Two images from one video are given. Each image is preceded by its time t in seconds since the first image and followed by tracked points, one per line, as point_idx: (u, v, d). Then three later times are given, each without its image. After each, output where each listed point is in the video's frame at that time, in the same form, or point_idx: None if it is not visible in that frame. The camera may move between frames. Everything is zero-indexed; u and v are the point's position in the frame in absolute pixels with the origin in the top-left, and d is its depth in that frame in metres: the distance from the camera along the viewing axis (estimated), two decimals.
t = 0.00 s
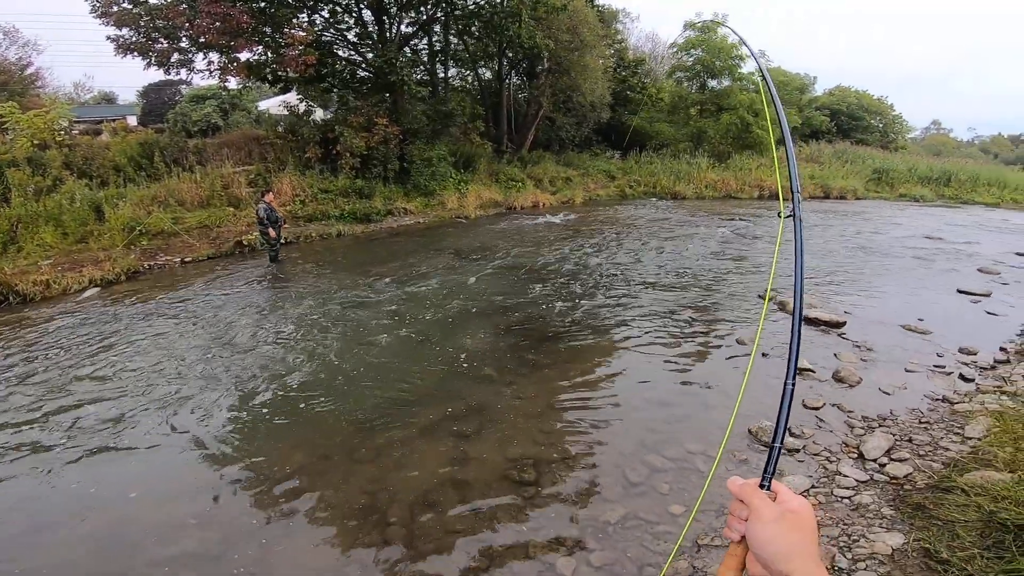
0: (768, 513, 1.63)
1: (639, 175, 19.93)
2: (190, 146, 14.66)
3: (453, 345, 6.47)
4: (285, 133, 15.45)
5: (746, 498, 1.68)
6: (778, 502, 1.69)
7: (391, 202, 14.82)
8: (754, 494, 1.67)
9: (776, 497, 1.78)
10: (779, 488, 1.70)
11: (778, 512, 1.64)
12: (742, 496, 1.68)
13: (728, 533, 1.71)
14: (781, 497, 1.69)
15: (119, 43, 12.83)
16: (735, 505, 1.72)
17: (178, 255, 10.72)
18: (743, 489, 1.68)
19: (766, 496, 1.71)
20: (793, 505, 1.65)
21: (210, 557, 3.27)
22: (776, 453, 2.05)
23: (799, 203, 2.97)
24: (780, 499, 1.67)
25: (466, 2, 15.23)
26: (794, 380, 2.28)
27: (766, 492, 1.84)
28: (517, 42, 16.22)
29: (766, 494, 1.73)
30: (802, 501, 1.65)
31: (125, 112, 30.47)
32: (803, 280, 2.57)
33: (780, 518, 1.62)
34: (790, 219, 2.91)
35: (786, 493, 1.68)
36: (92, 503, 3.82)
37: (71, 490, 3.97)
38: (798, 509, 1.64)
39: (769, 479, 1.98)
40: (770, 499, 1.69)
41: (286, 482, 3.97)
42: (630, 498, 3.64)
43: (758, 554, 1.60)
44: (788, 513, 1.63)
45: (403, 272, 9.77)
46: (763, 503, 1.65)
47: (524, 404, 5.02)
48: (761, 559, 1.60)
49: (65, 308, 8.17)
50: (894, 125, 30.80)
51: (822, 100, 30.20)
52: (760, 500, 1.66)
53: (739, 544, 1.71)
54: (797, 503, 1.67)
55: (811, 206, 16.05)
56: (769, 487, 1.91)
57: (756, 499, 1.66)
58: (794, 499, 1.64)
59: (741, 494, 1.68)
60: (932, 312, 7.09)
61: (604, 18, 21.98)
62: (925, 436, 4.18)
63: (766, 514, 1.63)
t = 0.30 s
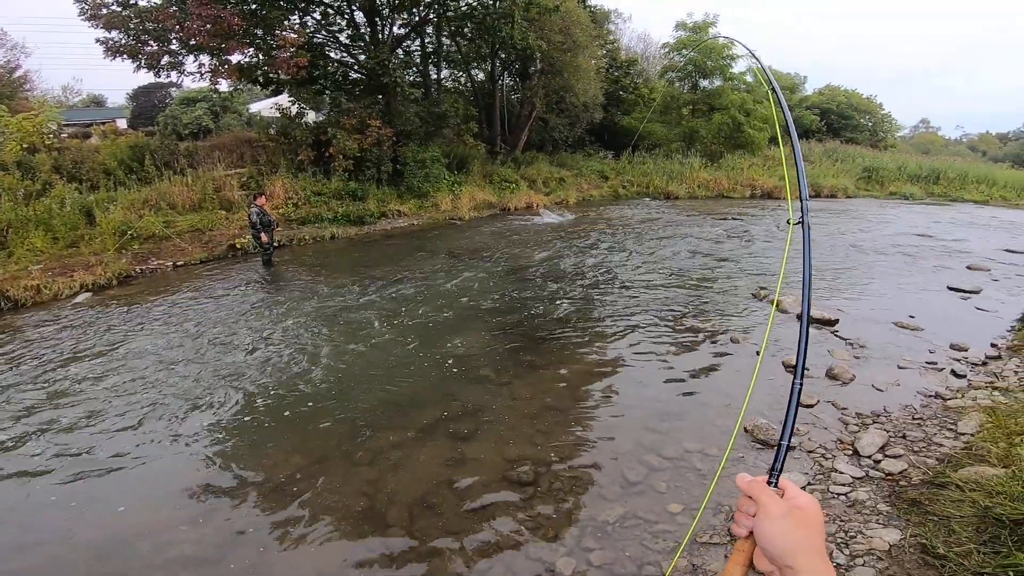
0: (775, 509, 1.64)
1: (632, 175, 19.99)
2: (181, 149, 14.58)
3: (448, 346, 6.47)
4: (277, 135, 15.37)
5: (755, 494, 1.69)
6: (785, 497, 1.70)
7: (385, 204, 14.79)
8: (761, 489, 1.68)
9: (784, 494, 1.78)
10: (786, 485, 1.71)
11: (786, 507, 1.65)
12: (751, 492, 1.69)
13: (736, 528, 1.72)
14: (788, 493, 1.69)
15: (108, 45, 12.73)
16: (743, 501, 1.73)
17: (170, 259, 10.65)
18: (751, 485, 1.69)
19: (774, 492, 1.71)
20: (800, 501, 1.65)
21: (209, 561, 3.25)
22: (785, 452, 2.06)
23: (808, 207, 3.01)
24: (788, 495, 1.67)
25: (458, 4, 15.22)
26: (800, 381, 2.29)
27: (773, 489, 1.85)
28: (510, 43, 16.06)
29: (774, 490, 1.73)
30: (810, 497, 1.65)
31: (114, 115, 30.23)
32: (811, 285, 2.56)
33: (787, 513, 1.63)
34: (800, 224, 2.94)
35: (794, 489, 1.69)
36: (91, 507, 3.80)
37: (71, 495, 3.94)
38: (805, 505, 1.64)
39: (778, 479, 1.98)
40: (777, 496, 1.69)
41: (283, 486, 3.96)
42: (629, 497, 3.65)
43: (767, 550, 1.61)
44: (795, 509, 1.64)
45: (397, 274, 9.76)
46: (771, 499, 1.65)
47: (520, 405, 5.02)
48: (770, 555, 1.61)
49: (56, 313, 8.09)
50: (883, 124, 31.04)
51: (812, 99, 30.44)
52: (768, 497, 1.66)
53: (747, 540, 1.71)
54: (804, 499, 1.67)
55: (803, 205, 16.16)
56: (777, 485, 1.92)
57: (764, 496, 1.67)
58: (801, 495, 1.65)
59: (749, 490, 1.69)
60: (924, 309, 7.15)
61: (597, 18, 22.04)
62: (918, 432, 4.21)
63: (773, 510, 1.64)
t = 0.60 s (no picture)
0: (773, 509, 1.64)
1: (627, 176, 20.04)
2: (174, 152, 14.51)
3: (445, 349, 6.46)
4: (271, 138, 15.32)
5: (753, 494, 1.69)
6: (783, 496, 1.70)
7: (380, 206, 14.77)
8: (759, 490, 1.68)
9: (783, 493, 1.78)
10: (784, 484, 1.71)
11: (784, 507, 1.64)
12: (749, 492, 1.69)
13: (735, 529, 1.72)
14: (786, 492, 1.69)
15: (99, 48, 12.65)
16: (742, 501, 1.73)
17: (164, 263, 10.59)
18: (750, 486, 1.70)
19: (772, 491, 1.71)
20: (798, 500, 1.65)
21: (207, 565, 3.23)
22: (782, 452, 2.05)
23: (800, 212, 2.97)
24: (785, 494, 1.67)
25: (452, 5, 15.21)
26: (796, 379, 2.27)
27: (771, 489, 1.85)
28: (504, 44, 16.05)
29: (773, 490, 1.73)
30: (807, 496, 1.65)
31: (106, 117, 30.07)
32: (807, 287, 2.52)
33: (785, 513, 1.63)
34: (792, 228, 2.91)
35: (790, 488, 1.69)
36: (87, 511, 3.77)
37: (66, 500, 3.91)
38: (803, 504, 1.64)
39: (775, 478, 1.97)
40: (775, 495, 1.69)
41: (281, 489, 3.94)
42: (628, 497, 3.66)
43: (766, 549, 1.61)
44: (793, 508, 1.64)
45: (393, 276, 9.74)
46: (769, 499, 1.65)
47: (518, 407, 5.01)
48: (769, 553, 1.61)
49: (48, 318, 8.02)
50: (875, 124, 31.25)
51: (804, 100, 30.63)
52: (766, 496, 1.66)
53: (747, 540, 1.71)
54: (801, 497, 1.67)
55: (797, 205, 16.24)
56: (774, 485, 1.91)
57: (762, 495, 1.67)
58: (798, 494, 1.64)
59: (747, 491, 1.69)
60: (918, 308, 7.20)
61: (591, 20, 22.08)
62: (914, 430, 4.23)
63: (771, 509, 1.64)
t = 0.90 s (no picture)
0: (782, 507, 1.63)
1: (623, 176, 20.05)
2: (168, 153, 14.43)
3: (442, 349, 6.44)
4: (266, 138, 15.26)
5: (761, 492, 1.68)
6: (791, 495, 1.69)
7: (375, 207, 14.73)
8: (768, 488, 1.67)
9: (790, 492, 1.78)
10: (792, 483, 1.70)
11: (792, 505, 1.64)
12: (757, 491, 1.68)
13: (742, 527, 1.71)
14: (795, 491, 1.69)
15: (93, 48, 12.57)
16: (750, 499, 1.72)
17: (158, 264, 10.54)
18: (758, 484, 1.68)
19: (781, 490, 1.71)
20: (806, 498, 1.65)
21: (205, 568, 3.21)
22: (792, 451, 2.03)
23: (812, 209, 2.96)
24: (794, 492, 1.67)
25: (448, 6, 15.20)
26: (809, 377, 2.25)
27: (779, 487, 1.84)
28: (500, 44, 16.01)
29: (781, 489, 1.72)
30: (815, 494, 1.65)
31: (99, 118, 29.95)
32: (818, 287, 2.51)
33: (795, 511, 1.62)
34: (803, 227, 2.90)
35: (799, 487, 1.68)
36: (81, 514, 3.75)
37: (59, 504, 3.88)
38: (812, 502, 1.64)
39: (783, 477, 1.96)
40: (784, 493, 1.69)
41: (278, 491, 3.91)
42: (627, 497, 3.65)
43: (774, 547, 1.60)
44: (801, 506, 1.63)
45: (390, 277, 9.72)
46: (779, 497, 1.65)
47: (515, 407, 5.00)
48: (778, 553, 1.60)
49: (41, 320, 7.97)
50: (869, 124, 31.38)
51: (798, 100, 30.75)
52: (775, 495, 1.66)
53: (755, 539, 1.71)
54: (811, 496, 1.67)
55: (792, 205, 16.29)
56: (783, 483, 1.90)
57: (771, 494, 1.66)
58: (807, 492, 1.64)
59: (756, 489, 1.68)
60: (913, 307, 7.23)
61: (586, 19, 22.10)
62: (911, 429, 4.25)
63: (780, 507, 1.63)
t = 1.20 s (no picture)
0: (776, 511, 1.63)
1: (616, 176, 20.10)
2: (158, 152, 14.31)
3: (436, 350, 6.42)
4: (258, 138, 15.17)
5: (756, 497, 1.67)
6: (785, 499, 1.70)
7: (368, 207, 14.69)
8: (762, 492, 1.67)
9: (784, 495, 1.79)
10: (786, 486, 1.71)
11: (786, 509, 1.65)
12: (751, 495, 1.68)
13: (738, 531, 1.71)
14: (788, 495, 1.70)
15: (82, 47, 12.43)
16: (744, 503, 1.71)
17: (148, 264, 10.45)
18: (752, 488, 1.68)
19: (774, 493, 1.71)
20: (800, 502, 1.66)
21: (198, 571, 3.18)
22: (785, 453, 2.04)
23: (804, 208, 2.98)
24: (788, 496, 1.68)
25: (442, 5, 15.18)
26: (801, 375, 2.26)
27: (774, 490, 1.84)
28: (494, 44, 15.99)
29: (774, 492, 1.73)
30: (809, 497, 1.67)
31: (88, 117, 29.65)
32: (808, 290, 2.54)
33: (789, 514, 1.63)
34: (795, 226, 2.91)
35: (792, 490, 1.70)
36: (70, 518, 3.70)
37: (48, 508, 3.83)
38: (806, 505, 1.65)
39: (777, 479, 1.97)
40: (778, 497, 1.69)
41: (271, 494, 3.89)
42: (622, 497, 3.66)
43: (769, 551, 1.60)
44: (795, 510, 1.65)
45: (384, 277, 9.70)
46: (772, 501, 1.65)
47: (510, 408, 5.00)
48: (773, 557, 1.60)
49: (29, 321, 7.87)
50: (859, 124, 31.63)
51: (789, 100, 30.95)
52: (769, 499, 1.66)
53: (749, 543, 1.71)
54: (804, 500, 1.68)
55: (784, 204, 16.40)
56: (777, 486, 1.91)
57: (765, 498, 1.66)
58: (801, 496, 1.65)
59: (750, 493, 1.68)
60: (904, 306, 7.28)
61: (580, 20, 22.13)
62: (903, 428, 4.27)
63: (774, 512, 1.63)
